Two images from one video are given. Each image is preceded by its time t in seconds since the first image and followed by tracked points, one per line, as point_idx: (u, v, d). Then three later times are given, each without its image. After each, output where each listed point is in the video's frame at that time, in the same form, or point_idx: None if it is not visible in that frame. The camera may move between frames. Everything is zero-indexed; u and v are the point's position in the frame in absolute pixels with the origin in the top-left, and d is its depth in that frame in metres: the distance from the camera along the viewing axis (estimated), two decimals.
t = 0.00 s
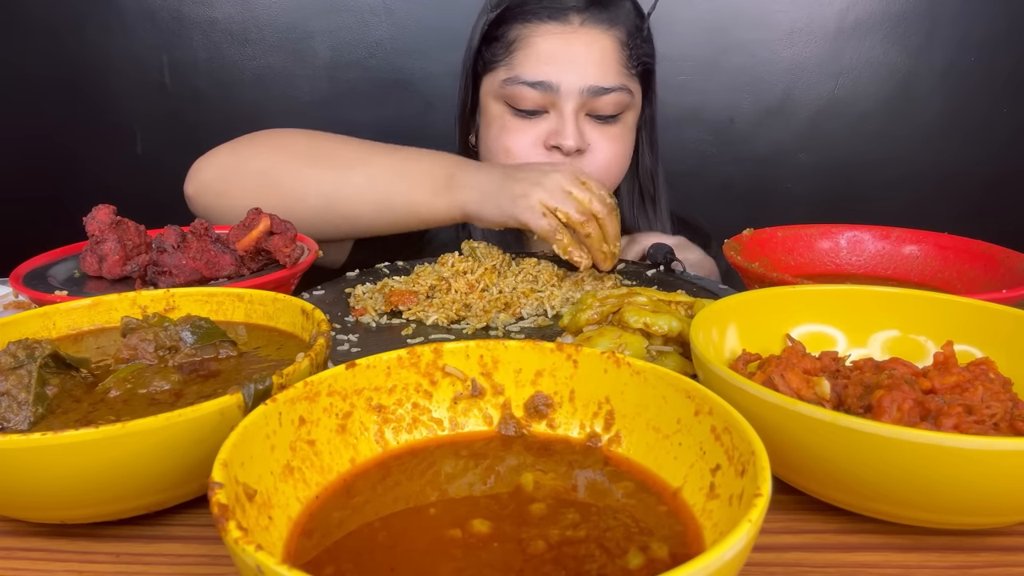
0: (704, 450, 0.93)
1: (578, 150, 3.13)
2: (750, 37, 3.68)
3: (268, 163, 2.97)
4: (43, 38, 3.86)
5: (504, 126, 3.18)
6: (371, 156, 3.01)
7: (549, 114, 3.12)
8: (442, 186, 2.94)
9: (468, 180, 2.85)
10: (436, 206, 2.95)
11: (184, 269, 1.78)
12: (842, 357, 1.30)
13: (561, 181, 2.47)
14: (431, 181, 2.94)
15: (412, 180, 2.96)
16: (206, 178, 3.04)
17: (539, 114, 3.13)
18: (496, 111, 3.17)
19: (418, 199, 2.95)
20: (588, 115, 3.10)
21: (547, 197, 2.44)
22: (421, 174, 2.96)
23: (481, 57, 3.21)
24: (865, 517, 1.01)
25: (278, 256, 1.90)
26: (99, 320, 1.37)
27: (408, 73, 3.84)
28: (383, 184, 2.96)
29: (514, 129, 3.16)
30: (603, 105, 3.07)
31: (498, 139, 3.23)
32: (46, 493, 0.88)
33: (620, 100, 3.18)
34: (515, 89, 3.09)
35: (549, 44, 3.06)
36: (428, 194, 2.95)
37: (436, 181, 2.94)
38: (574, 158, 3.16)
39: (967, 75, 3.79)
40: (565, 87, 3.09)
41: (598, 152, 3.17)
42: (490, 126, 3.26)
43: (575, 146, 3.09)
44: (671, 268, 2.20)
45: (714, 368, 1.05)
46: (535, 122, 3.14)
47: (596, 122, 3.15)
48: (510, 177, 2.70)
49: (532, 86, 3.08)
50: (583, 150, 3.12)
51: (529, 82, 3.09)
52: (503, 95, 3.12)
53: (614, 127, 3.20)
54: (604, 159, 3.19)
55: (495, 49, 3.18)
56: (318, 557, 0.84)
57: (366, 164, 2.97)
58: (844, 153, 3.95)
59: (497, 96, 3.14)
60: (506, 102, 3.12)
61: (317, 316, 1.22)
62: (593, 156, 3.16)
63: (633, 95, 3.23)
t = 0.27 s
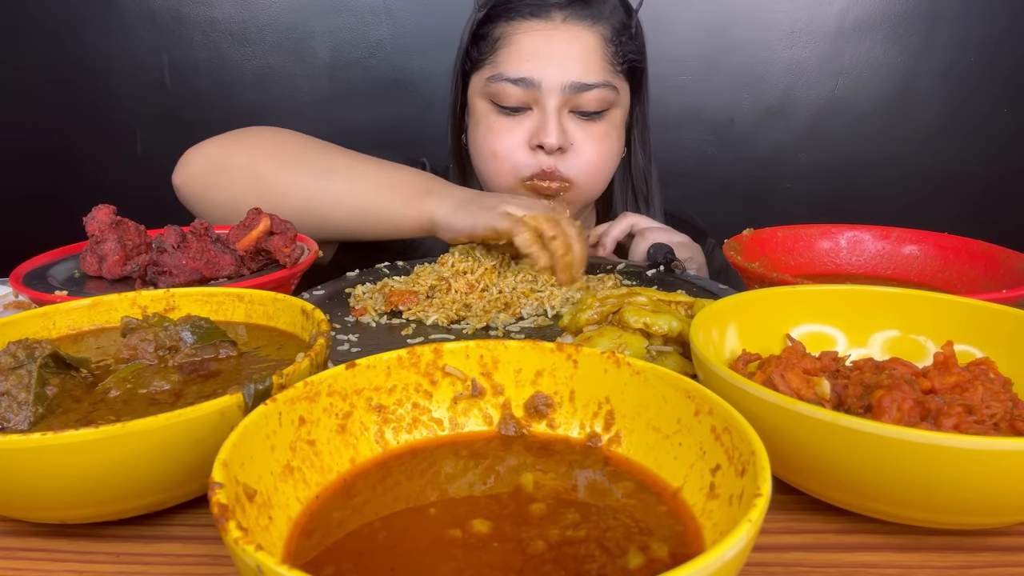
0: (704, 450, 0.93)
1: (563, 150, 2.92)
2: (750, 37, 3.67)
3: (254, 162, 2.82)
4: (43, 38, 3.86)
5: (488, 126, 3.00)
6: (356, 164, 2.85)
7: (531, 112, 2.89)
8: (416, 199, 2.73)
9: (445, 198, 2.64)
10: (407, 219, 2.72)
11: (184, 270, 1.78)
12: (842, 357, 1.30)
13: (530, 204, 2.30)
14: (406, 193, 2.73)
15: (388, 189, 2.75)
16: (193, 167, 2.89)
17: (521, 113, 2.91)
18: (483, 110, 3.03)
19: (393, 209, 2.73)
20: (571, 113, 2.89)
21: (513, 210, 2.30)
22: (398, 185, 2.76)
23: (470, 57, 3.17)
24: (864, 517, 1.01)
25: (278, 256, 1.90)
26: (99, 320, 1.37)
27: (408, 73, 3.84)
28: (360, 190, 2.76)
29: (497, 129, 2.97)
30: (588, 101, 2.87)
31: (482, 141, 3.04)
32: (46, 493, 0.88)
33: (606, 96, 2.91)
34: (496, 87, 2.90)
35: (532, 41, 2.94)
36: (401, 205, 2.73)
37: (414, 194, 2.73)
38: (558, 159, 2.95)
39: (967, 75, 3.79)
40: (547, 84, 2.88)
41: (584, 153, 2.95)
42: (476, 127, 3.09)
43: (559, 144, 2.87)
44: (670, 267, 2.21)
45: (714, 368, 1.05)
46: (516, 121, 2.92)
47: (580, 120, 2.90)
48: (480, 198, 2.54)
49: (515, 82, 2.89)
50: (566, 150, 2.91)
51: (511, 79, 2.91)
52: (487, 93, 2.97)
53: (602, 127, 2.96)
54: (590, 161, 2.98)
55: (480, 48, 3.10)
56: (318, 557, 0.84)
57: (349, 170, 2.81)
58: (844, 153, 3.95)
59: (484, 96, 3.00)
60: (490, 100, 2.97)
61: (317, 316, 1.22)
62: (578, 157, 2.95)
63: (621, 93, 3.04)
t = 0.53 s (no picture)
0: (704, 450, 0.93)
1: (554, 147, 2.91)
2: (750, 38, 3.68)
3: (261, 153, 2.79)
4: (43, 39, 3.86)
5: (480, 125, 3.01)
6: (359, 143, 2.73)
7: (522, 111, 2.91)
8: (431, 174, 2.56)
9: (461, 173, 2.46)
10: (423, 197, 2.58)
11: (184, 270, 1.78)
12: (842, 357, 1.30)
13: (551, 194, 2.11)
14: (417, 169, 2.58)
15: (401, 169, 2.61)
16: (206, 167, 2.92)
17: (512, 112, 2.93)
18: (476, 109, 3.05)
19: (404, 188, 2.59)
20: (563, 111, 2.90)
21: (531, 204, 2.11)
22: (406, 162, 2.61)
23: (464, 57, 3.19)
24: (864, 517, 1.01)
25: (278, 256, 1.90)
26: (99, 320, 1.37)
27: (408, 73, 3.84)
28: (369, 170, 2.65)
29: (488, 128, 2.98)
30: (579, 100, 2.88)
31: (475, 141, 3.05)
32: (46, 493, 0.88)
33: (597, 95, 2.92)
34: (488, 87, 2.93)
35: (523, 41, 2.95)
36: (415, 185, 2.59)
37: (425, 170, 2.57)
38: (549, 154, 2.92)
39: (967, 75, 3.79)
40: (537, 83, 2.90)
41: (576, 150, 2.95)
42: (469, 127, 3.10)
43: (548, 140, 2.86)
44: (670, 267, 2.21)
45: (714, 368, 1.05)
46: (507, 119, 2.93)
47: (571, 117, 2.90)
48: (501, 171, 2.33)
49: (505, 82, 2.91)
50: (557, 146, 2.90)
51: (502, 79, 2.93)
52: (480, 93, 3.00)
53: (593, 123, 2.96)
54: (583, 159, 2.97)
55: (474, 48, 3.11)
56: (318, 557, 0.84)
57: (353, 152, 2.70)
58: (844, 154, 3.95)
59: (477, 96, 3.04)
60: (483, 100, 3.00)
61: (317, 316, 1.22)
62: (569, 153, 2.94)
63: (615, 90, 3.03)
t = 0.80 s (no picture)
0: (704, 450, 0.93)
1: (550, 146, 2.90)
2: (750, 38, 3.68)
3: (233, 149, 2.81)
4: (43, 39, 3.86)
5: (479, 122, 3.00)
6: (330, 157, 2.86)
7: (519, 108, 2.87)
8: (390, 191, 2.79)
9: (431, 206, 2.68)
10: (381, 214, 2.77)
11: (184, 270, 1.78)
12: (842, 357, 1.30)
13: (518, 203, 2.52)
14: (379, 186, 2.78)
15: (362, 183, 2.79)
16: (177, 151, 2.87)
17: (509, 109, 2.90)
18: (475, 105, 3.03)
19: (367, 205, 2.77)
20: (561, 110, 2.86)
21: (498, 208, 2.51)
22: (372, 177, 2.80)
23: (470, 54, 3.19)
24: (864, 517, 1.01)
25: (278, 256, 1.91)
26: (99, 320, 1.37)
27: (408, 73, 3.84)
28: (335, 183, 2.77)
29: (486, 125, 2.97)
30: (577, 100, 2.83)
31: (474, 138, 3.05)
32: (46, 493, 0.88)
33: (595, 95, 2.87)
34: (487, 83, 2.90)
35: (525, 38, 2.92)
36: (376, 200, 2.78)
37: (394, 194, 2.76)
38: (544, 155, 2.93)
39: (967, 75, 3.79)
40: (536, 80, 2.85)
41: (572, 151, 2.93)
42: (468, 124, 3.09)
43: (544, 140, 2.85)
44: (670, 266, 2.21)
45: (714, 367, 1.05)
46: (506, 116, 2.91)
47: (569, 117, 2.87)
48: (459, 194, 2.65)
49: (504, 78, 2.87)
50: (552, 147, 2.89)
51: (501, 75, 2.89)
52: (479, 89, 2.97)
53: (591, 125, 2.93)
54: (579, 160, 2.96)
55: (478, 44, 3.10)
56: (318, 557, 0.84)
57: (323, 163, 2.81)
58: (844, 154, 3.96)
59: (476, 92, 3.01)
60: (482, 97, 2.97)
61: (317, 316, 1.22)
62: (564, 155, 2.93)
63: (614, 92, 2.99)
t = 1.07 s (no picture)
0: (704, 450, 0.93)
1: (551, 146, 2.85)
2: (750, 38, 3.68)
3: (203, 141, 2.82)
4: (43, 39, 3.86)
5: (483, 116, 2.95)
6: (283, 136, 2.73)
7: (525, 105, 2.83)
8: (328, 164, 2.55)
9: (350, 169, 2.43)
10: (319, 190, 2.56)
11: (184, 270, 1.78)
12: (842, 357, 1.30)
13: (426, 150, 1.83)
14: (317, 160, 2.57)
15: (304, 159, 2.61)
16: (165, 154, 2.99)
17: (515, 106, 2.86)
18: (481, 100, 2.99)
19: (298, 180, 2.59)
20: (567, 111, 2.83)
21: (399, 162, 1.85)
22: (311, 153, 2.61)
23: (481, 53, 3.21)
24: (864, 517, 1.01)
25: (278, 256, 1.90)
26: (98, 320, 1.37)
27: (408, 73, 3.84)
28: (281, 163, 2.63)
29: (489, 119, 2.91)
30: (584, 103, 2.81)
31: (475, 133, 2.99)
32: (46, 493, 0.88)
33: (602, 100, 2.85)
34: (495, 78, 2.87)
35: (536, 37, 2.92)
36: (314, 176, 2.57)
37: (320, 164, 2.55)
38: (542, 154, 2.87)
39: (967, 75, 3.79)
40: (543, 78, 2.82)
41: (573, 153, 2.89)
42: (471, 119, 3.05)
43: (546, 138, 2.80)
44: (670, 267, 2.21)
45: (714, 367, 1.05)
46: (509, 113, 2.86)
47: (574, 120, 2.85)
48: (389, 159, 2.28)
49: (513, 73, 2.84)
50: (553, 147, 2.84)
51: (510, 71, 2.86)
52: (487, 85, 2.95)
53: (595, 129, 2.90)
54: (579, 163, 2.92)
55: (491, 40, 3.12)
56: (318, 557, 0.84)
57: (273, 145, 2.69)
58: (844, 153, 3.96)
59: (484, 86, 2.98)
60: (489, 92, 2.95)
61: (317, 316, 1.22)
62: (565, 157, 2.89)
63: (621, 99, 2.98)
